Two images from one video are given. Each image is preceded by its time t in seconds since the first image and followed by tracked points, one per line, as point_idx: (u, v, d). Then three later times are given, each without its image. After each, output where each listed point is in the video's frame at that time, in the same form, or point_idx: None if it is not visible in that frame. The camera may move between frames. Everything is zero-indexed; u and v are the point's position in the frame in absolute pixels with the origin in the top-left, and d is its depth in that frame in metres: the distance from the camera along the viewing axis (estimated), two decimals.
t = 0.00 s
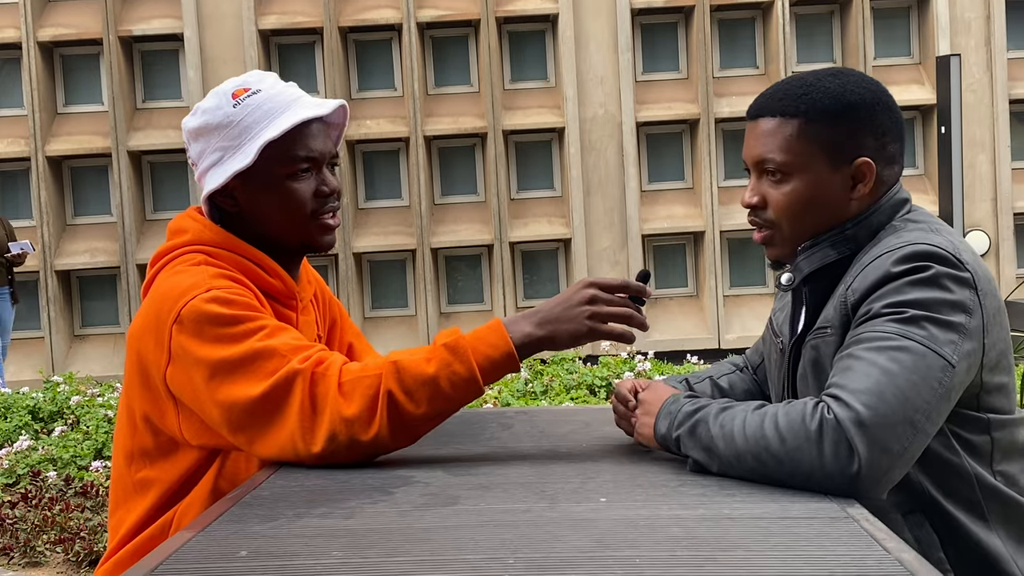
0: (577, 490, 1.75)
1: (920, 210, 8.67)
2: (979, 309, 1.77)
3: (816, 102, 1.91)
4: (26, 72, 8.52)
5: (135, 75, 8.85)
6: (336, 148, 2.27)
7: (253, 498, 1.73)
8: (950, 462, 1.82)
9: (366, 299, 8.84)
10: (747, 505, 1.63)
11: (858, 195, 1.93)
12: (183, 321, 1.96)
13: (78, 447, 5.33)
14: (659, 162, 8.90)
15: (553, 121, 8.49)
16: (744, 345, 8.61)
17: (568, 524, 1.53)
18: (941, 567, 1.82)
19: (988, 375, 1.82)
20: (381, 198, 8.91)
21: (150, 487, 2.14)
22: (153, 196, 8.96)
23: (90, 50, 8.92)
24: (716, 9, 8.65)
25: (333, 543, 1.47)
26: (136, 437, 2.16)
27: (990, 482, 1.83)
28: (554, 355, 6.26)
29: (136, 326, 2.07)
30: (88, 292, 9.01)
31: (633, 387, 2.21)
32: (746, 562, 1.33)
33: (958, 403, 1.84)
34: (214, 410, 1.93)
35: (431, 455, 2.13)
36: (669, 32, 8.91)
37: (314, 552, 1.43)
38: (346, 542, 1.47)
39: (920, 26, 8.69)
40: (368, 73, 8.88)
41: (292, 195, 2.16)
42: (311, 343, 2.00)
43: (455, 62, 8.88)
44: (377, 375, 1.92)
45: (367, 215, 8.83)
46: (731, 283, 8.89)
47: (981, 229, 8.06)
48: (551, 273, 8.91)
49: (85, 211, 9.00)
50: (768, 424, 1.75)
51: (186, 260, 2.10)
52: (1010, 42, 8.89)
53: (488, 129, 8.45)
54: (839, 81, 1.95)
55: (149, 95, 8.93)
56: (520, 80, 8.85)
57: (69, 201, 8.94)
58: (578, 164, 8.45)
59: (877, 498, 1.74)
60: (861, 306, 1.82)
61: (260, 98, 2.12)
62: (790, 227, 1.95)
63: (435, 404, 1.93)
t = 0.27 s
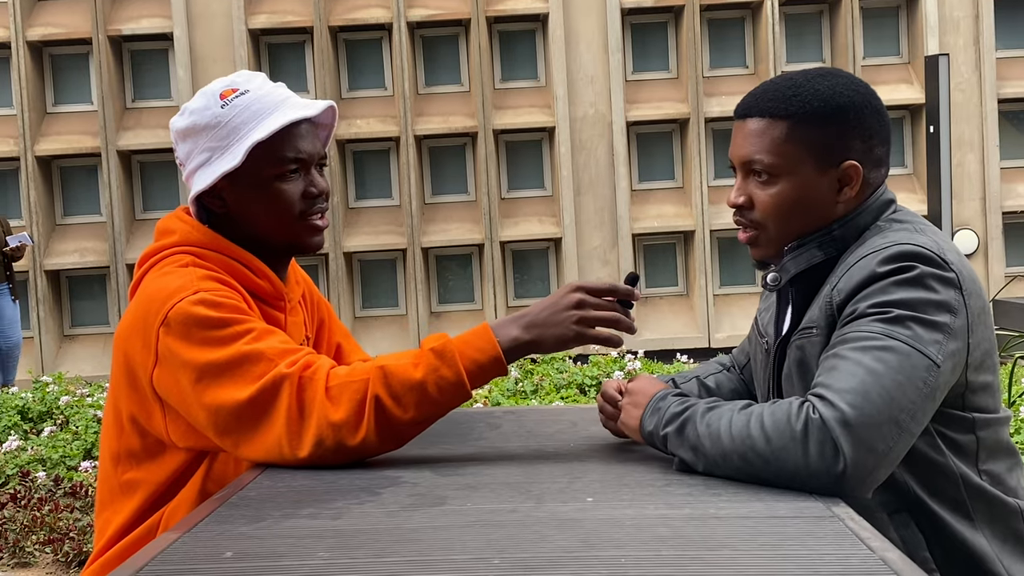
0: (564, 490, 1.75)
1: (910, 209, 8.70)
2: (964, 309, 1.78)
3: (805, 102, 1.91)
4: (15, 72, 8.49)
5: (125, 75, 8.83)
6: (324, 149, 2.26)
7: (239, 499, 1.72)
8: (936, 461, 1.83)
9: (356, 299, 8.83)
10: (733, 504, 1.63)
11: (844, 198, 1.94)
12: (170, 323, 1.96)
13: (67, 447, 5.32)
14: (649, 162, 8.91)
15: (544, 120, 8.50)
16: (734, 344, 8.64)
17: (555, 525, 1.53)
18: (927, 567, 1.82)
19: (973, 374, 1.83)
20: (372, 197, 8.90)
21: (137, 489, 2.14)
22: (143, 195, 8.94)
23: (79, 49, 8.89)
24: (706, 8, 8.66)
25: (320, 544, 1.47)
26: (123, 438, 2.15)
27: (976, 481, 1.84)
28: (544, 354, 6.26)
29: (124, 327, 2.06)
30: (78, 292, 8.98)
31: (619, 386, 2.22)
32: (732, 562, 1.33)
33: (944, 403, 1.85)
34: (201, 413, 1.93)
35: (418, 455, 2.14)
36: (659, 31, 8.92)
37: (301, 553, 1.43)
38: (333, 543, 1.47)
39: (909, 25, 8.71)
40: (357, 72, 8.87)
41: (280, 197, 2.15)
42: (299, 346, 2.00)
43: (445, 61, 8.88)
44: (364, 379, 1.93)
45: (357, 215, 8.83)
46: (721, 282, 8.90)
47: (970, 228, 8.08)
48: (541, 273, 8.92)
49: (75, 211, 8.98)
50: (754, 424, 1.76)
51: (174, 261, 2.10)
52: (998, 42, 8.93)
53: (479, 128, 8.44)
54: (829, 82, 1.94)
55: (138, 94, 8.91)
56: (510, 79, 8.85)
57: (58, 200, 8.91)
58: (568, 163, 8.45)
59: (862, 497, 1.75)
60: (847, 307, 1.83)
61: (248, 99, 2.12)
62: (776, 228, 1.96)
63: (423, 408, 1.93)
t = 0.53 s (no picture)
0: (552, 490, 1.75)
1: (899, 208, 8.73)
2: (950, 308, 1.78)
3: (792, 102, 1.92)
4: (3, 71, 8.45)
5: (113, 74, 8.80)
6: (314, 149, 2.26)
7: (226, 500, 1.72)
8: (923, 460, 1.83)
9: (346, 298, 8.82)
10: (721, 503, 1.63)
11: (830, 198, 1.94)
12: (161, 324, 1.95)
13: (56, 447, 5.29)
14: (639, 161, 8.91)
15: (534, 119, 8.50)
16: (724, 343, 8.65)
17: (543, 524, 1.53)
18: (914, 566, 1.81)
19: (959, 373, 1.84)
20: (362, 196, 8.89)
21: (126, 490, 2.13)
22: (132, 195, 8.92)
23: (67, 48, 8.85)
24: (695, 7, 8.67)
25: (307, 544, 1.47)
26: (111, 438, 2.15)
27: (962, 480, 1.85)
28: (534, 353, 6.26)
29: (113, 328, 2.05)
30: (66, 292, 8.95)
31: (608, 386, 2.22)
32: (719, 561, 1.33)
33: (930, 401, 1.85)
34: (192, 414, 1.92)
35: (407, 455, 2.13)
36: (649, 30, 8.92)
37: (287, 553, 1.43)
38: (320, 543, 1.47)
39: (898, 24, 8.74)
40: (347, 71, 8.86)
41: (270, 197, 2.15)
42: (290, 347, 2.00)
43: (435, 60, 8.87)
44: (356, 381, 1.93)
45: (347, 214, 8.82)
46: (711, 281, 8.92)
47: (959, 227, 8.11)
48: (532, 272, 8.92)
49: (64, 210, 8.95)
50: (742, 422, 1.76)
51: (164, 261, 2.09)
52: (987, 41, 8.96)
53: (469, 127, 8.43)
54: (815, 81, 1.95)
55: (127, 94, 8.88)
56: (500, 78, 8.84)
57: (47, 200, 8.88)
58: (558, 162, 8.45)
59: (850, 496, 1.75)
60: (834, 306, 1.83)
61: (237, 99, 2.11)
62: (763, 228, 1.97)
63: (414, 410, 1.93)
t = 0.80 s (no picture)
0: (544, 489, 1.75)
1: (890, 207, 8.75)
2: (940, 306, 1.79)
3: (783, 101, 1.92)
4: None
5: (104, 73, 8.78)
6: (308, 150, 2.25)
7: (218, 500, 1.72)
8: (913, 459, 1.83)
9: (338, 298, 8.81)
10: (712, 502, 1.64)
11: (821, 196, 1.95)
12: (153, 325, 1.94)
13: (47, 447, 5.26)
14: (631, 160, 8.92)
15: (526, 119, 8.50)
16: (716, 342, 8.66)
17: (535, 523, 1.53)
18: (905, 564, 1.82)
19: (949, 372, 1.84)
20: (353, 196, 8.88)
21: (117, 490, 2.12)
22: (123, 194, 8.89)
23: (58, 47, 8.82)
24: (687, 7, 8.68)
25: (299, 543, 1.47)
26: (103, 439, 2.14)
27: (953, 478, 1.85)
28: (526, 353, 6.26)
29: (105, 328, 2.05)
30: (57, 292, 8.91)
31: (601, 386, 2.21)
32: (710, 560, 1.34)
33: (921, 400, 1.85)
34: (184, 415, 1.92)
35: (398, 455, 2.13)
36: (641, 30, 8.93)
37: (279, 553, 1.42)
38: (312, 542, 1.47)
39: (889, 24, 8.76)
40: (338, 70, 8.85)
41: (263, 198, 2.14)
42: (282, 349, 2.00)
43: (426, 60, 8.87)
44: (349, 383, 1.93)
45: (339, 214, 8.81)
46: (703, 281, 8.93)
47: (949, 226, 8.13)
48: (523, 271, 8.92)
49: (54, 210, 8.92)
50: (733, 421, 1.76)
51: (157, 262, 2.08)
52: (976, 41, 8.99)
53: (461, 127, 8.43)
54: (807, 81, 1.95)
55: (117, 94, 8.86)
56: (492, 78, 8.84)
57: (38, 199, 8.84)
58: (550, 161, 8.45)
59: (841, 494, 1.76)
60: (825, 305, 1.83)
61: (230, 100, 2.11)
62: (754, 227, 1.97)
63: (407, 412, 1.95)
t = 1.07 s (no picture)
0: (537, 488, 1.75)
1: (883, 206, 8.77)
2: (933, 305, 1.79)
3: (775, 101, 1.93)
4: None
5: (96, 73, 8.76)
6: (301, 150, 2.25)
7: (211, 499, 1.71)
8: (906, 457, 1.84)
9: (331, 297, 8.80)
10: (705, 501, 1.64)
11: (814, 195, 1.95)
12: (147, 326, 1.94)
13: (40, 447, 5.25)
14: (625, 160, 8.92)
15: (519, 118, 8.50)
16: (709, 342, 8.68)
17: (529, 523, 1.53)
18: (898, 562, 1.83)
19: (941, 370, 1.85)
20: (347, 195, 8.87)
21: (110, 490, 2.12)
22: (116, 194, 8.87)
23: (50, 47, 8.79)
24: (680, 6, 8.69)
25: (292, 543, 1.47)
26: (96, 438, 2.13)
27: (946, 476, 1.86)
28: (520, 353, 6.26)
29: (99, 328, 2.04)
30: (50, 292, 8.89)
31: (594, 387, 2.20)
32: (703, 559, 1.34)
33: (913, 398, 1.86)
34: (178, 417, 1.91)
35: (392, 455, 2.13)
36: (634, 29, 8.93)
37: (272, 553, 1.42)
38: (305, 542, 1.47)
39: (882, 23, 8.78)
40: (331, 70, 8.84)
41: (257, 198, 2.14)
42: (277, 350, 2.00)
43: (420, 59, 8.86)
44: (343, 386, 1.93)
45: (332, 213, 8.80)
46: (696, 280, 8.94)
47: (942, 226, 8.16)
48: (517, 271, 8.92)
49: (47, 209, 8.89)
50: (726, 420, 1.77)
51: (151, 262, 2.08)
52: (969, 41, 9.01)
53: (454, 126, 8.42)
54: (799, 80, 1.96)
55: (110, 93, 8.83)
56: (485, 77, 8.84)
57: (30, 199, 8.82)
58: (544, 161, 8.45)
59: (833, 492, 1.76)
60: (817, 304, 1.84)
61: (224, 100, 2.11)
62: (748, 227, 1.98)
63: (402, 413, 1.94)
